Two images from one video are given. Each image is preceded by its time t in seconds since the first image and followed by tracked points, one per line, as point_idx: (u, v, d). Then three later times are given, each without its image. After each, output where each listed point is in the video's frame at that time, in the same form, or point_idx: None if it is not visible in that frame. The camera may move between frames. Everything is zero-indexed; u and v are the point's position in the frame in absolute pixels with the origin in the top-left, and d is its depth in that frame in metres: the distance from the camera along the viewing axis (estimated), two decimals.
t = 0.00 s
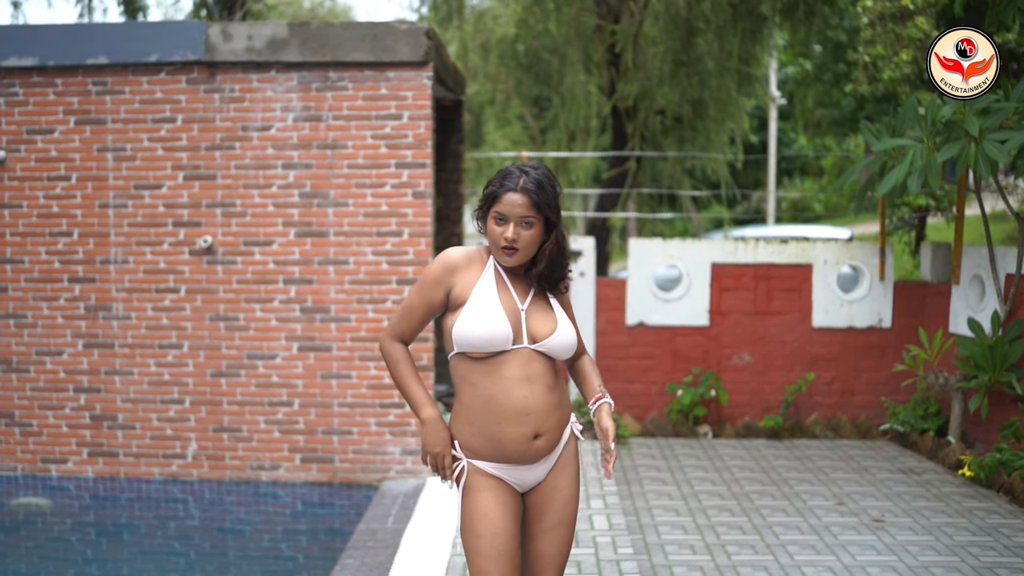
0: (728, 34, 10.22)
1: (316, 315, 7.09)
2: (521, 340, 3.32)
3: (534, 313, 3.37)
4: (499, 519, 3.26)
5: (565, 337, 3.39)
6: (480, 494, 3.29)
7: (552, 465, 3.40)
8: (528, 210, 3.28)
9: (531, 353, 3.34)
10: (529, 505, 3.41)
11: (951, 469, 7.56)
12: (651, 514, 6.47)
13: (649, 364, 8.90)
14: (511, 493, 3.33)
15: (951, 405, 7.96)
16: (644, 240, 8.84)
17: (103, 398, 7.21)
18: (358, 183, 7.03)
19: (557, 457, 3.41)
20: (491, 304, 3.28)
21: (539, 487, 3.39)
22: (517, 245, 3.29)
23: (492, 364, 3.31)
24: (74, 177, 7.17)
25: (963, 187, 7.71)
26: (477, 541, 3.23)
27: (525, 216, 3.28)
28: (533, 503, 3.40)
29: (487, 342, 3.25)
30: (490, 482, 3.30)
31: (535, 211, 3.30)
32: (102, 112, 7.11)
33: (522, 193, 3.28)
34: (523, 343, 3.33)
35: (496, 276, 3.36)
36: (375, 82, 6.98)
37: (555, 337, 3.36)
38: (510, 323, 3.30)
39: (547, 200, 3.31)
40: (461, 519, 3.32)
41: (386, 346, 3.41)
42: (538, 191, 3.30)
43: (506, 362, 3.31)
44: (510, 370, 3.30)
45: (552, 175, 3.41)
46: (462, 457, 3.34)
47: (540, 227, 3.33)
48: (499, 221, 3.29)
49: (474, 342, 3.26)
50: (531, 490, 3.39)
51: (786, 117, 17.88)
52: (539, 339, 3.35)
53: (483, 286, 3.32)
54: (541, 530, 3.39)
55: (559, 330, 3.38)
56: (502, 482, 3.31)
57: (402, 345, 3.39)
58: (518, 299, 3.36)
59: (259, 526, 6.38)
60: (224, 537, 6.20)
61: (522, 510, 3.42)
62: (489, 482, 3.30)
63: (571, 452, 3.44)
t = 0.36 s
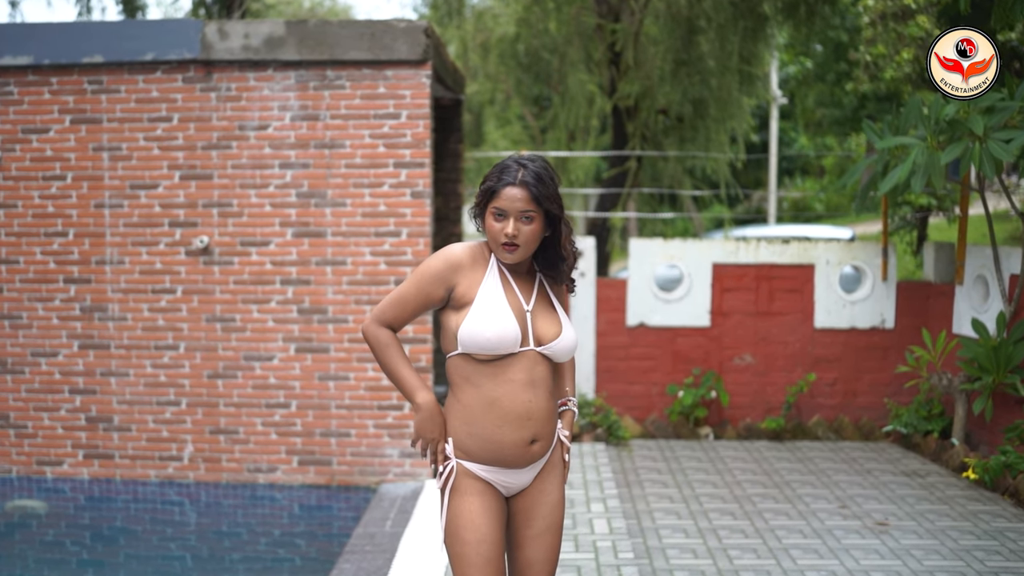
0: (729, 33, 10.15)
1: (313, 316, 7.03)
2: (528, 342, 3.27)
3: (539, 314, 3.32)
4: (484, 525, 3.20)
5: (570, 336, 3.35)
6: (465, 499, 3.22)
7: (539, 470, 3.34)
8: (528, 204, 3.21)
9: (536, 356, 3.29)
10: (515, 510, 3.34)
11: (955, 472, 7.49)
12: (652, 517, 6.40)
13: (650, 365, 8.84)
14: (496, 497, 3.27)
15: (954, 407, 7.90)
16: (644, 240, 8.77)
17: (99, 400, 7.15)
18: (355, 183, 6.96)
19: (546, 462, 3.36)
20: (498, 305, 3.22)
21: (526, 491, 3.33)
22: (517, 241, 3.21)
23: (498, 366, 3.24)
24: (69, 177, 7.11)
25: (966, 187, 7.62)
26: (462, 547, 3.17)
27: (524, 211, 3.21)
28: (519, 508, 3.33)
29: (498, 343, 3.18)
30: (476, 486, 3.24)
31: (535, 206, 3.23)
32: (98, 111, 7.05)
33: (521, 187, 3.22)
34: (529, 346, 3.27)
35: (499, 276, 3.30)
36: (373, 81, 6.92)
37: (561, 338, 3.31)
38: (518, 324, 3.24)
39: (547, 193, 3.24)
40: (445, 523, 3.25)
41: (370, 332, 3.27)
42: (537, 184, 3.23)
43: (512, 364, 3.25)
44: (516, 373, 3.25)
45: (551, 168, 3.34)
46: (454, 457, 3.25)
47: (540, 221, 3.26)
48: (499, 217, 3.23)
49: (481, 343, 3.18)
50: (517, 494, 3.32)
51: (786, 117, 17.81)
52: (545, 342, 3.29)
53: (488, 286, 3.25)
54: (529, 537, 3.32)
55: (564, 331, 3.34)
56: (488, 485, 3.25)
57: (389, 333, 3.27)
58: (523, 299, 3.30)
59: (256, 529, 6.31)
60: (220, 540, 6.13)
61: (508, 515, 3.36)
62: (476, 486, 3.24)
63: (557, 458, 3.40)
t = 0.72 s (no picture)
0: (735, 31, 10.09)
1: (315, 316, 6.95)
2: (534, 341, 3.20)
3: (545, 311, 3.25)
4: (471, 527, 3.15)
5: (577, 334, 3.27)
6: (453, 498, 3.17)
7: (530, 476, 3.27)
8: (529, 197, 3.13)
9: (543, 355, 3.22)
10: (505, 516, 3.28)
11: (964, 474, 7.40)
12: (657, 520, 6.32)
13: (654, 365, 8.76)
14: (486, 499, 3.20)
15: (963, 408, 7.81)
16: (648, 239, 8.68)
17: (98, 401, 7.08)
18: (358, 181, 6.89)
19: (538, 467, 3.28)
20: (503, 303, 3.15)
21: (518, 496, 3.26)
22: (519, 236, 3.14)
23: (506, 363, 3.17)
24: (68, 175, 7.04)
25: (975, 186, 7.54)
26: (448, 548, 3.14)
27: (526, 204, 3.13)
28: (510, 514, 3.27)
29: (505, 342, 3.10)
30: (466, 485, 3.17)
31: (536, 198, 3.15)
32: (97, 108, 6.98)
33: (522, 179, 3.13)
34: (536, 344, 3.20)
35: (503, 274, 3.22)
36: (375, 78, 6.85)
37: (568, 336, 3.24)
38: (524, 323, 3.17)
39: (549, 185, 3.15)
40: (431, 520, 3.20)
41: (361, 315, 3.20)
42: (539, 176, 3.14)
43: (520, 362, 3.18)
44: (523, 372, 3.18)
45: (552, 158, 3.26)
46: (448, 451, 3.17)
47: (542, 215, 3.18)
48: (500, 210, 3.14)
49: (488, 343, 3.10)
50: (509, 497, 3.25)
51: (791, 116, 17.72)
52: (552, 339, 3.22)
53: (493, 285, 3.17)
54: (524, 547, 3.23)
55: (571, 329, 3.26)
56: (477, 486, 3.18)
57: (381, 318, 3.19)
58: (529, 297, 3.23)
59: (257, 531, 6.24)
60: (222, 542, 6.05)
61: (501, 521, 3.29)
62: (466, 484, 3.17)
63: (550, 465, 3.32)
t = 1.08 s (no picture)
0: (741, 32, 9.97)
1: (319, 320, 6.87)
2: (535, 350, 3.09)
3: (546, 320, 3.13)
4: (466, 539, 3.07)
5: (581, 342, 3.15)
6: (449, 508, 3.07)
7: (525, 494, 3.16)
8: (529, 203, 3.03)
9: (545, 365, 3.11)
10: (503, 537, 3.17)
11: (976, 480, 7.29)
12: (666, 526, 6.24)
13: (662, 368, 8.66)
14: (481, 513, 3.11)
15: (975, 412, 7.70)
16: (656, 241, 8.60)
17: (100, 405, 7.01)
18: (362, 183, 6.81)
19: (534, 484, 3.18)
20: (501, 311, 3.06)
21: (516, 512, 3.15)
22: (519, 243, 3.04)
23: (505, 371, 3.08)
24: (69, 177, 6.97)
25: (987, 187, 7.44)
26: (441, 562, 3.06)
27: (525, 210, 3.04)
28: (507, 535, 3.16)
29: (501, 349, 3.02)
30: (460, 494, 3.09)
31: (535, 204, 3.05)
32: (99, 109, 6.91)
33: (520, 185, 3.04)
34: (537, 354, 3.10)
35: (503, 282, 3.13)
36: (380, 78, 6.77)
37: (570, 344, 3.12)
38: (523, 330, 3.07)
39: (548, 190, 3.05)
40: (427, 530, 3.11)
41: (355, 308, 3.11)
42: (538, 181, 3.05)
43: (519, 370, 3.08)
44: (522, 381, 3.08)
45: (552, 162, 3.16)
46: (440, 456, 3.10)
47: (542, 221, 3.08)
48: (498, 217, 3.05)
49: (484, 350, 3.02)
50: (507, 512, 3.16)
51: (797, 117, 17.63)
52: (554, 349, 3.11)
53: (491, 292, 3.09)
54: (521, 569, 3.09)
55: (574, 337, 3.14)
56: (471, 496, 3.09)
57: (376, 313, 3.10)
58: (529, 305, 3.12)
59: (260, 536, 6.15)
60: (225, 548, 5.97)
61: (500, 540, 3.17)
62: (460, 494, 3.08)
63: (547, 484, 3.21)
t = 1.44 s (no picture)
0: (749, 29, 9.93)
1: (321, 321, 6.79)
2: (527, 356, 3.00)
3: (541, 326, 3.04)
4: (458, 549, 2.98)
5: (578, 352, 3.02)
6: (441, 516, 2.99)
7: (521, 512, 3.06)
8: (527, 206, 2.95)
9: (538, 373, 3.00)
10: (497, 556, 3.08)
11: (987, 483, 7.19)
12: (673, 530, 6.15)
13: (668, 369, 8.56)
14: (475, 526, 3.02)
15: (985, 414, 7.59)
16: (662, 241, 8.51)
17: (100, 407, 6.94)
18: (365, 182, 6.72)
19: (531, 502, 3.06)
20: (493, 317, 2.97)
21: (512, 528, 3.06)
22: (517, 246, 2.96)
23: (494, 378, 2.98)
24: (68, 176, 6.89)
25: (998, 186, 7.34)
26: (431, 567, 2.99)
27: (523, 213, 2.95)
28: (501, 554, 3.07)
29: (488, 355, 2.94)
30: (453, 505, 3.00)
31: (534, 207, 2.96)
32: (99, 107, 6.83)
33: (518, 186, 2.95)
34: (528, 360, 3.00)
35: (498, 287, 3.06)
36: (383, 76, 6.68)
37: (564, 353, 3.00)
38: (513, 336, 2.98)
39: (547, 191, 2.97)
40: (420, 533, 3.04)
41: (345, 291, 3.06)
42: (535, 182, 2.96)
43: (509, 377, 2.98)
44: (511, 389, 2.97)
45: (550, 163, 3.07)
46: (429, 462, 3.02)
47: (541, 223, 3.00)
48: (495, 220, 2.96)
49: (470, 355, 2.94)
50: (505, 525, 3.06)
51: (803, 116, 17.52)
52: (547, 355, 3.00)
53: (483, 297, 3.01)
54: None
55: (569, 345, 3.02)
56: (465, 508, 3.00)
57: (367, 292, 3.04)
58: (523, 310, 3.04)
59: (262, 541, 6.07)
60: (226, 552, 5.88)
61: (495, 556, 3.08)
62: (452, 505, 3.00)
63: (547, 504, 3.09)
